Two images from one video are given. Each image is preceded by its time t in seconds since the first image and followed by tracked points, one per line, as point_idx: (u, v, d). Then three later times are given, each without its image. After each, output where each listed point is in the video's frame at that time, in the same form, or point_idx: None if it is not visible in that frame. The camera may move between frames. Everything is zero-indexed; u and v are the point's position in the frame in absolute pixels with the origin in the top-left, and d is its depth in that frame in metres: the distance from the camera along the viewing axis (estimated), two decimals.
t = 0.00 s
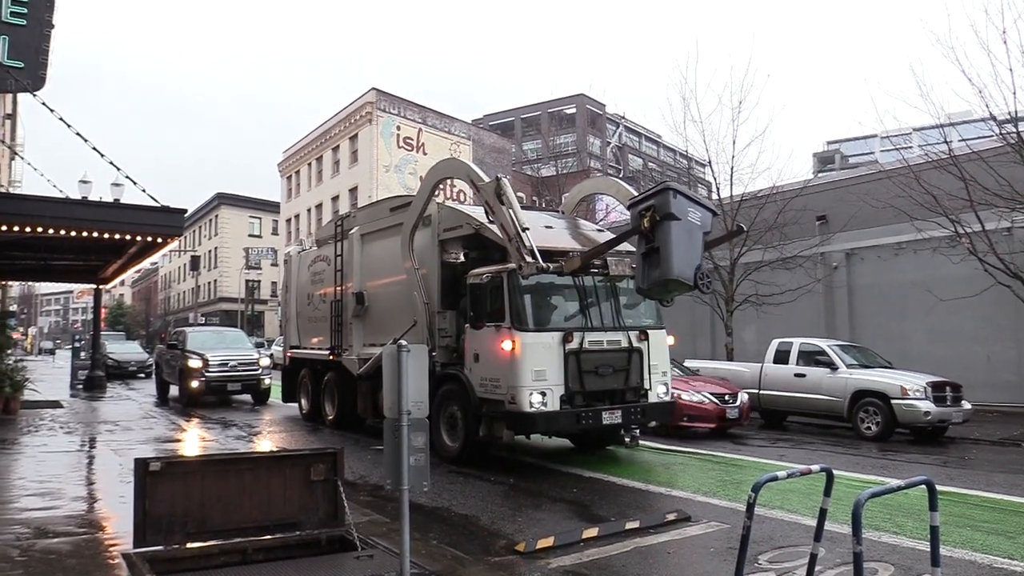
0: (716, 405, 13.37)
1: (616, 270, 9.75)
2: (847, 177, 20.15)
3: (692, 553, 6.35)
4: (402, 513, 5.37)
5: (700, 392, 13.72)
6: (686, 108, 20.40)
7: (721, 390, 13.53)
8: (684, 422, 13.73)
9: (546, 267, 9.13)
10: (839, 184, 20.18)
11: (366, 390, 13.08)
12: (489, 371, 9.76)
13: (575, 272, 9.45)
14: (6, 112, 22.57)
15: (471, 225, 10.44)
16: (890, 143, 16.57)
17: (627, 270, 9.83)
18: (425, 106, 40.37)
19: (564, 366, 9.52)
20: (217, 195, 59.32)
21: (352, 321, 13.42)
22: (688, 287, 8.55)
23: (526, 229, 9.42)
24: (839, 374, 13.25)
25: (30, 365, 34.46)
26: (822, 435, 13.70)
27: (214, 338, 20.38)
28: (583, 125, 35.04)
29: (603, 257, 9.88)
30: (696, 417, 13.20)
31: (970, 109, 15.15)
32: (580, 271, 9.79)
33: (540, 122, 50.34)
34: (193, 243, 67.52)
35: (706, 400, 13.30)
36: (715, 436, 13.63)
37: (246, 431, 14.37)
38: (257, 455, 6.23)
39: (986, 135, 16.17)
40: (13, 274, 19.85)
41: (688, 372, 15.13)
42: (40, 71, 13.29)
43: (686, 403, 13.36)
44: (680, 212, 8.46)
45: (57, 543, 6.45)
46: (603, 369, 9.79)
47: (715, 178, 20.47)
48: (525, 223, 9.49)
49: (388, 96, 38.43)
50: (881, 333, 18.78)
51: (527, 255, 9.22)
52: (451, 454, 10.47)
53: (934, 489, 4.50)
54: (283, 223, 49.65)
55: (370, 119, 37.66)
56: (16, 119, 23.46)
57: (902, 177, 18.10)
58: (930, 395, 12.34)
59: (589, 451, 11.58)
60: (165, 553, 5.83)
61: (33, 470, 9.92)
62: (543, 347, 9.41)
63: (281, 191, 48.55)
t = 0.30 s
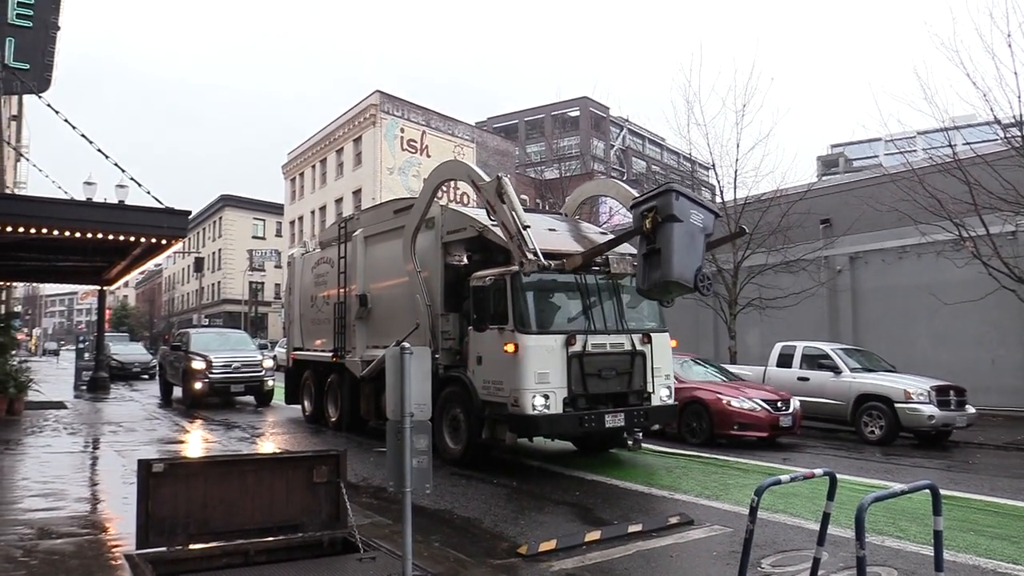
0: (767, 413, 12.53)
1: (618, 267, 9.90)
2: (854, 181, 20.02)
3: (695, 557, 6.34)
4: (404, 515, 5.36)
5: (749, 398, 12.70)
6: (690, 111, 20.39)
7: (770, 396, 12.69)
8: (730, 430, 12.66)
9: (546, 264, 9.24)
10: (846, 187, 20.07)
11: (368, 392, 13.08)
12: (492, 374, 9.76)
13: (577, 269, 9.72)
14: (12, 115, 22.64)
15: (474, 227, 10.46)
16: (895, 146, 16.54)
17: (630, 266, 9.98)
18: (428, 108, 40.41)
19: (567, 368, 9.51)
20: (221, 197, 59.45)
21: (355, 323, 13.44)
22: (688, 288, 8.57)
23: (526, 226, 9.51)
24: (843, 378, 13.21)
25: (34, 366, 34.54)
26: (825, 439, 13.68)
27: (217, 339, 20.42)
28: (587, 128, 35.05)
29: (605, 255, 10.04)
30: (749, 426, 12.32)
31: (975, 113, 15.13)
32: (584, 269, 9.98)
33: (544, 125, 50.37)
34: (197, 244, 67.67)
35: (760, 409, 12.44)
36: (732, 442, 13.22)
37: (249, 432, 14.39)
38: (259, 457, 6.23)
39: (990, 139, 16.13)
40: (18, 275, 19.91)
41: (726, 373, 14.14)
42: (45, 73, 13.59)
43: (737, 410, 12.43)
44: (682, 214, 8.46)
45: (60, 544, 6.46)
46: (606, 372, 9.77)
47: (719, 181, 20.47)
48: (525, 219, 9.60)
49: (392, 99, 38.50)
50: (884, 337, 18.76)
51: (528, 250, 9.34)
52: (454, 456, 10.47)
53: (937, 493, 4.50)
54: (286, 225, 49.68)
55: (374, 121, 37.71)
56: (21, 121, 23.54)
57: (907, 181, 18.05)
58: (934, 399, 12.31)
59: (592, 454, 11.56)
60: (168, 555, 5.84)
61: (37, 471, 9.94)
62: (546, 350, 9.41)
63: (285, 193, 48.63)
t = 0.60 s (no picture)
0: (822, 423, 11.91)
1: (615, 262, 10.10)
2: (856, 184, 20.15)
3: (695, 560, 6.33)
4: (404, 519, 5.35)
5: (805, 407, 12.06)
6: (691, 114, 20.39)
7: (823, 404, 12.16)
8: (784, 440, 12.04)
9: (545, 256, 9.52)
10: (848, 190, 20.17)
11: (369, 395, 13.08)
12: (492, 377, 9.75)
13: (575, 264, 9.94)
14: (13, 116, 22.67)
15: (475, 229, 10.46)
16: (896, 149, 16.52)
17: (627, 262, 10.18)
18: (430, 111, 40.41)
19: (567, 371, 9.51)
20: (222, 199, 59.46)
21: (355, 325, 13.45)
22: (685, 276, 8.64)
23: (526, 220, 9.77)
24: (844, 381, 13.17)
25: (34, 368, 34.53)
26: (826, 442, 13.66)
27: (218, 341, 20.42)
28: (588, 130, 35.05)
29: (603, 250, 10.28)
30: (803, 435, 11.79)
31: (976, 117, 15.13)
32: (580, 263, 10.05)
33: (545, 127, 50.40)
34: (197, 246, 67.70)
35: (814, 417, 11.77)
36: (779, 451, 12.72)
37: (249, 434, 14.38)
38: (258, 460, 6.22)
39: (992, 142, 16.11)
40: (18, 276, 19.91)
41: (769, 378, 13.58)
42: (47, 75, 13.65)
43: (790, 419, 11.90)
44: (678, 203, 8.51)
45: (59, 545, 6.45)
46: (606, 375, 9.76)
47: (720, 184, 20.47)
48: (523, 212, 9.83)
49: (394, 101, 38.53)
50: (885, 341, 18.76)
51: (527, 245, 9.59)
52: (454, 459, 10.46)
53: (938, 498, 4.48)
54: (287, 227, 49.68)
55: (375, 123, 37.75)
56: (22, 123, 23.55)
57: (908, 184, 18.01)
58: (934, 403, 12.30)
59: (592, 457, 11.55)
60: (167, 557, 5.83)
61: (36, 472, 9.93)
62: (547, 352, 9.40)
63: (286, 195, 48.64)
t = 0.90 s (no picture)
0: (888, 431, 10.29)
1: (612, 257, 10.24)
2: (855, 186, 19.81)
3: (696, 563, 6.32)
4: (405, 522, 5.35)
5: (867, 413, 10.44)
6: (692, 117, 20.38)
7: (891, 411, 10.51)
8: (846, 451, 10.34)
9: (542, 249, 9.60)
10: (848, 192, 19.84)
11: (370, 397, 13.09)
12: (492, 379, 9.76)
13: (572, 258, 10.05)
14: (14, 118, 22.67)
15: (476, 232, 10.44)
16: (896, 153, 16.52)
17: (624, 257, 10.32)
18: (431, 113, 40.46)
19: (568, 374, 9.50)
20: (223, 202, 59.50)
21: (355, 328, 13.44)
22: (681, 263, 9.03)
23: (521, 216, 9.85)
24: (844, 384, 13.14)
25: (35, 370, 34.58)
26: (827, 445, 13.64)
27: (218, 343, 20.43)
28: (589, 133, 35.11)
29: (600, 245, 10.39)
30: (867, 445, 10.20)
31: (976, 120, 15.14)
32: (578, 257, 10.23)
33: (547, 130, 50.46)
34: (198, 248, 67.80)
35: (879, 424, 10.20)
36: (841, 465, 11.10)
37: (249, 436, 14.37)
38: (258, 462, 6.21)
39: (992, 145, 16.12)
40: (19, 278, 19.94)
41: (827, 383, 11.87)
42: (48, 78, 13.68)
43: (852, 427, 10.30)
44: (673, 191, 8.89)
45: (60, 548, 6.45)
46: (607, 378, 9.77)
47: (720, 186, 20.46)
48: (519, 208, 9.94)
49: (395, 104, 38.60)
50: (885, 344, 18.76)
51: (524, 240, 9.72)
52: (454, 461, 10.46)
53: (939, 501, 4.49)
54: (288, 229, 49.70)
55: (376, 126, 37.78)
56: (23, 124, 23.60)
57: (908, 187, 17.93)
58: (935, 406, 12.31)
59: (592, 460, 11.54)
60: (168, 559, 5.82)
61: (37, 474, 9.94)
62: (547, 355, 9.39)
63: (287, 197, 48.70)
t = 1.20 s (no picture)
0: (962, 443, 9.42)
1: (609, 250, 10.38)
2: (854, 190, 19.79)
3: (696, 567, 6.31)
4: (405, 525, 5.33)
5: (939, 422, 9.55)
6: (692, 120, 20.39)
7: (963, 421, 9.67)
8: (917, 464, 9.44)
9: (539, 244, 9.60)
10: (847, 196, 19.82)
11: (369, 400, 13.08)
12: (492, 382, 9.75)
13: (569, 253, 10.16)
14: (14, 120, 22.67)
15: (477, 235, 10.44)
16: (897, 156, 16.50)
17: (620, 251, 10.46)
18: (431, 116, 40.49)
19: (568, 377, 9.50)
20: (223, 204, 59.51)
21: (355, 331, 13.45)
22: (677, 250, 9.24)
23: (518, 212, 9.84)
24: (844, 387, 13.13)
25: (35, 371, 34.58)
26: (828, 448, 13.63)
27: (218, 345, 20.42)
28: (590, 136, 35.13)
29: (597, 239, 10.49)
30: (941, 458, 9.29)
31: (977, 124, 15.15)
32: (574, 251, 10.29)
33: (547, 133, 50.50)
34: (199, 250, 67.81)
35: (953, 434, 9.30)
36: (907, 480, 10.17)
37: (249, 439, 14.35)
38: (258, 465, 6.21)
39: (992, 149, 16.13)
40: (20, 280, 19.93)
41: (888, 392, 10.96)
42: (49, 80, 13.70)
43: (923, 438, 9.42)
44: (667, 179, 9.16)
45: (59, 550, 6.44)
46: (607, 381, 9.76)
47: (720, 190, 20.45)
48: (515, 203, 9.96)
49: (396, 106, 38.64)
50: (887, 348, 18.74)
51: (521, 235, 9.72)
52: (454, 464, 10.45)
53: (939, 504, 4.50)
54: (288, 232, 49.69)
55: (376, 129, 37.75)
56: (24, 126, 23.61)
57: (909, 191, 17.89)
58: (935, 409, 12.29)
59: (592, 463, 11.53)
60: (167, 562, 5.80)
61: (37, 476, 9.93)
62: (547, 358, 9.39)
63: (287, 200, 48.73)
